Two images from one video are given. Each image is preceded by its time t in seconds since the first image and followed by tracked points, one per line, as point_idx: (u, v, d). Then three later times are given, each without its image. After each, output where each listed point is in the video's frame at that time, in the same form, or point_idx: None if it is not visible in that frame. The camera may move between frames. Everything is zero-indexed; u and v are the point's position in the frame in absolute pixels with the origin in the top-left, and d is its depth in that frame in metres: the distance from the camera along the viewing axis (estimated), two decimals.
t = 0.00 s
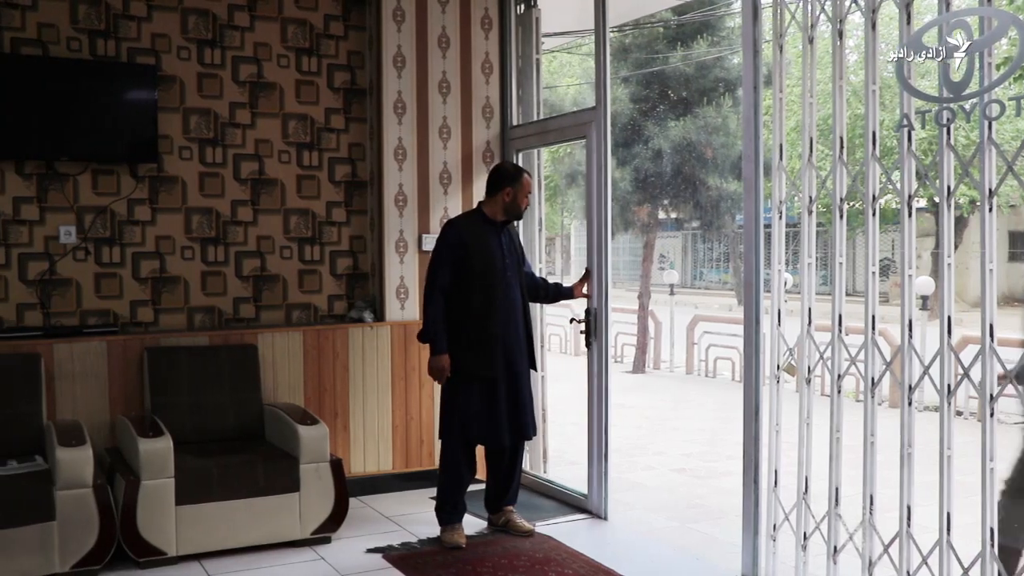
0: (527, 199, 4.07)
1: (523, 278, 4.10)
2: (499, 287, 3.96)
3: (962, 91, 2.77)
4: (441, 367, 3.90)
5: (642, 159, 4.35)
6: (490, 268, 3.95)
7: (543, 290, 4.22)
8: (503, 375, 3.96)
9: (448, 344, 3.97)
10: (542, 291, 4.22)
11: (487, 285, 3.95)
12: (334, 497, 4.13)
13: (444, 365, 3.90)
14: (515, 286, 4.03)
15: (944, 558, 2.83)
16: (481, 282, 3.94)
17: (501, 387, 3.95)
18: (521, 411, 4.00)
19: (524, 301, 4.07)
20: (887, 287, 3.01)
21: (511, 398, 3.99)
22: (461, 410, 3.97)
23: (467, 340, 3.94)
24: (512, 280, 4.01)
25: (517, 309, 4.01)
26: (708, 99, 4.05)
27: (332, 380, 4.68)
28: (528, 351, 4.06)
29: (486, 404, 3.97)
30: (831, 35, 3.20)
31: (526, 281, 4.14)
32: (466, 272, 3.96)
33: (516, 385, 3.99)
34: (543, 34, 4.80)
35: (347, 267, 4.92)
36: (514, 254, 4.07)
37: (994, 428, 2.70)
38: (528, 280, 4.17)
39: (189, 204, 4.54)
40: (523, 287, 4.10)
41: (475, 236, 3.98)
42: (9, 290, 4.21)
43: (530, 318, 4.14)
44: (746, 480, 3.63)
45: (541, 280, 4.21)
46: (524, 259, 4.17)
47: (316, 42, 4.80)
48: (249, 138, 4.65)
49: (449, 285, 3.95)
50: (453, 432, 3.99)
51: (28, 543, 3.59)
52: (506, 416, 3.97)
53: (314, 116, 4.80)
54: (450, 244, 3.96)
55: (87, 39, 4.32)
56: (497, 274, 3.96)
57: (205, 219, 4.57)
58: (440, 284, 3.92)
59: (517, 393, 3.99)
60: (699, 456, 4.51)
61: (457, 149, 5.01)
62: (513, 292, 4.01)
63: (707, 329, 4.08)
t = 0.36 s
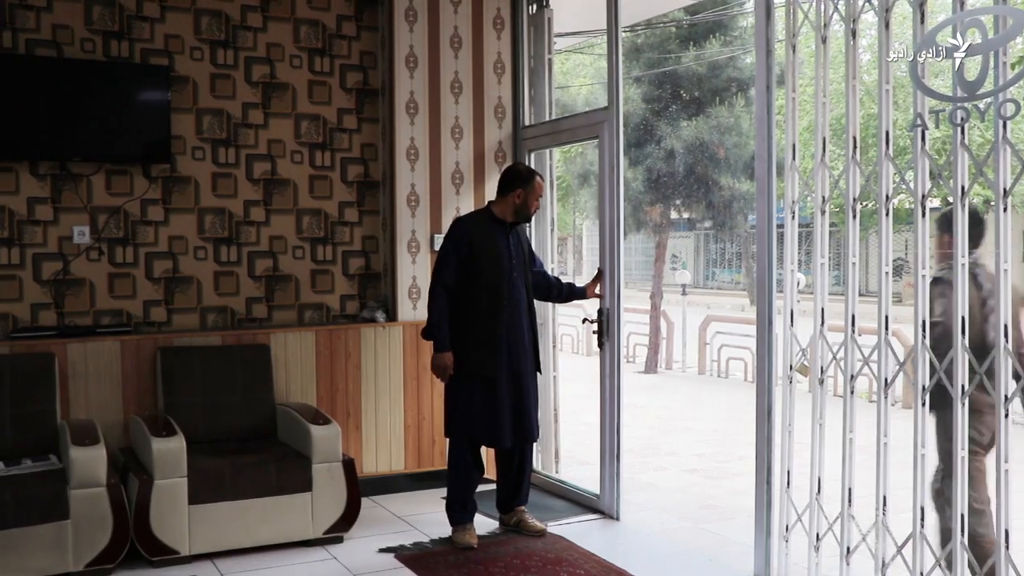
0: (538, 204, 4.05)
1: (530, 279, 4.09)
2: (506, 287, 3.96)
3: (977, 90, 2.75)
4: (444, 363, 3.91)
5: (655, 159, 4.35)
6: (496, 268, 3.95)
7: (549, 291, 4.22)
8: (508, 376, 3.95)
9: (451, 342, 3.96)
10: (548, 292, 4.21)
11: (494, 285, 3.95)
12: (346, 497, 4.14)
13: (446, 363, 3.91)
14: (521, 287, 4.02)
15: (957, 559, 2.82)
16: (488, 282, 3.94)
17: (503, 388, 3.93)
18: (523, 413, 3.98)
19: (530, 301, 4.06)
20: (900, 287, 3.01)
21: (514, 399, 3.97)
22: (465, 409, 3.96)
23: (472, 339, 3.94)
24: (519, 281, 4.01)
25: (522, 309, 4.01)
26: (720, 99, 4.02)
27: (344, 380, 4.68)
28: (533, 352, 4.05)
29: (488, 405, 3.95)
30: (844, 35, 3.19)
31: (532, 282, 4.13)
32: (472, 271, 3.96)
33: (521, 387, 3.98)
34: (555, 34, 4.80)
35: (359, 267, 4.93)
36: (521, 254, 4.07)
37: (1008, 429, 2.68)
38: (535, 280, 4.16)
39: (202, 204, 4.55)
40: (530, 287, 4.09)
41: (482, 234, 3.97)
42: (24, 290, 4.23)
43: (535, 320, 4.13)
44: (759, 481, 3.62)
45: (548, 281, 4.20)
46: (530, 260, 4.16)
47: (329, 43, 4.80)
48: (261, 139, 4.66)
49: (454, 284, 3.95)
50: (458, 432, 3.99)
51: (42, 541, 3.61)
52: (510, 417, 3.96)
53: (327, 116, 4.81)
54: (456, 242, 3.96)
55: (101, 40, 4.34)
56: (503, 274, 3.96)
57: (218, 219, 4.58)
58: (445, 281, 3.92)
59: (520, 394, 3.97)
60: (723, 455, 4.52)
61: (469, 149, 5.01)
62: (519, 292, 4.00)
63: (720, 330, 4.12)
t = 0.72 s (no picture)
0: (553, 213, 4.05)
1: (539, 283, 4.10)
2: (515, 288, 3.96)
3: (990, 90, 2.74)
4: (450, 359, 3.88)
5: (665, 159, 4.33)
6: (506, 268, 3.95)
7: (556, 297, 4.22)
8: (513, 379, 3.95)
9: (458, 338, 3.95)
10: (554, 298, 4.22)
11: (503, 285, 3.95)
12: (357, 497, 4.14)
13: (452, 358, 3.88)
14: (530, 290, 4.03)
15: (970, 560, 2.80)
16: (498, 282, 3.95)
17: (506, 391, 3.93)
18: (525, 416, 3.97)
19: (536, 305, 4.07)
20: (912, 286, 2.99)
21: (518, 403, 3.97)
22: (468, 409, 3.95)
23: (479, 341, 3.94)
24: (528, 284, 4.01)
25: (529, 313, 4.01)
26: (731, 99, 3.99)
27: (355, 380, 4.69)
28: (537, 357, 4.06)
29: (490, 405, 3.94)
30: (856, 34, 3.18)
31: (541, 286, 4.13)
32: (482, 270, 3.96)
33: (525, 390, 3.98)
34: (566, 34, 4.81)
35: (370, 267, 4.93)
36: (531, 257, 4.07)
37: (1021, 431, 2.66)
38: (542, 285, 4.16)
39: (213, 204, 4.56)
40: (538, 291, 4.09)
41: (494, 233, 3.97)
42: (37, 290, 4.25)
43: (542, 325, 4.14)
44: (770, 481, 3.61)
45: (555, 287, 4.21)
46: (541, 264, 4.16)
47: (340, 43, 4.81)
48: (273, 139, 4.67)
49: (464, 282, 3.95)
50: (463, 432, 3.98)
51: (55, 540, 3.62)
52: (513, 421, 3.95)
53: (338, 117, 4.82)
54: (468, 240, 3.96)
55: (113, 41, 4.35)
56: (512, 275, 3.96)
57: (229, 219, 4.59)
58: (455, 278, 3.91)
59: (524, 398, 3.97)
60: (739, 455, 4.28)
61: (480, 150, 5.01)
62: (527, 295, 4.01)
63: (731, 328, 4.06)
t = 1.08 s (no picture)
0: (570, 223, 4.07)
1: (549, 288, 4.11)
2: (527, 290, 3.97)
3: (1002, 89, 2.73)
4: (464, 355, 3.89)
5: (676, 159, 4.30)
6: (518, 270, 3.96)
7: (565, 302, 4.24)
8: (522, 381, 3.96)
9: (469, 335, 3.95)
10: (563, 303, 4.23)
11: (515, 287, 3.96)
12: (368, 497, 4.15)
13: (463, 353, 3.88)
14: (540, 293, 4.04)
15: (983, 562, 2.79)
16: (510, 283, 3.95)
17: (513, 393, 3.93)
18: (531, 419, 3.98)
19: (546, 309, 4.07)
20: (924, 287, 2.98)
21: (526, 406, 3.97)
22: (473, 410, 3.96)
23: (489, 342, 3.94)
24: (539, 287, 4.02)
25: (539, 316, 4.02)
26: (741, 99, 3.92)
27: (365, 380, 4.69)
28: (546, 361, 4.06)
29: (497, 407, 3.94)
30: (867, 33, 3.17)
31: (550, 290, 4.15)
32: (495, 271, 3.96)
33: (534, 393, 3.99)
34: (576, 34, 4.82)
35: (381, 267, 4.94)
36: (543, 261, 4.07)
37: None
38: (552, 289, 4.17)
39: (224, 205, 4.57)
40: (548, 295, 4.10)
41: (508, 234, 3.98)
42: (49, 290, 4.27)
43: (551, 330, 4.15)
44: (780, 482, 3.60)
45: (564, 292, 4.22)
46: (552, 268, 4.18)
47: (350, 44, 4.82)
48: (283, 139, 4.68)
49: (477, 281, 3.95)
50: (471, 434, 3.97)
51: (66, 539, 3.64)
52: (520, 423, 3.96)
53: (348, 117, 4.83)
54: (483, 240, 3.96)
55: (125, 42, 4.37)
56: (525, 277, 3.97)
57: (240, 219, 4.60)
58: (469, 277, 3.91)
59: (532, 401, 3.97)
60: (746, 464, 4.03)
61: (490, 150, 5.01)
62: (537, 298, 4.02)
63: (742, 329, 3.91)
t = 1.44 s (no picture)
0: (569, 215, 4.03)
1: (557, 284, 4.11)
2: (532, 291, 3.97)
3: (1015, 88, 2.72)
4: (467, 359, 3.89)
5: (686, 159, 4.28)
6: (522, 270, 3.96)
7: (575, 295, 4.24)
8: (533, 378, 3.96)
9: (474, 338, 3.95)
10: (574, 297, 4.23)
11: (520, 285, 3.95)
12: (377, 496, 4.15)
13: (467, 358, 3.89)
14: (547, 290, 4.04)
15: (995, 564, 2.77)
16: (515, 284, 3.94)
17: (523, 392, 3.94)
18: (541, 415, 3.98)
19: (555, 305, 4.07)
20: (935, 288, 2.96)
21: (536, 403, 3.98)
22: (482, 411, 3.95)
23: (495, 344, 3.94)
24: (546, 285, 4.02)
25: (547, 313, 4.01)
26: (752, 99, 3.89)
27: (375, 380, 4.70)
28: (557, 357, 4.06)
29: (506, 408, 3.95)
30: (878, 33, 3.15)
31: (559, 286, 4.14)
32: (500, 270, 3.96)
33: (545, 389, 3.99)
34: (586, 34, 4.83)
35: (391, 267, 4.95)
36: (550, 258, 4.07)
37: None
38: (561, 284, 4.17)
39: (235, 205, 4.58)
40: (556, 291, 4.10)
41: (511, 233, 3.98)
42: (60, 290, 4.29)
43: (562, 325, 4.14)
44: (791, 483, 3.59)
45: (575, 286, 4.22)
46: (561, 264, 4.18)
47: (360, 44, 4.83)
48: (294, 140, 4.69)
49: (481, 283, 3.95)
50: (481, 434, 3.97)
51: (78, 538, 3.65)
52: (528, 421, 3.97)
53: (358, 117, 4.83)
54: (486, 241, 3.96)
55: (136, 43, 4.38)
56: (529, 275, 3.97)
57: (250, 219, 4.61)
58: (473, 282, 3.91)
59: (543, 397, 3.98)
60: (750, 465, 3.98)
61: (500, 150, 5.01)
62: (545, 296, 4.01)
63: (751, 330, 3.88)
